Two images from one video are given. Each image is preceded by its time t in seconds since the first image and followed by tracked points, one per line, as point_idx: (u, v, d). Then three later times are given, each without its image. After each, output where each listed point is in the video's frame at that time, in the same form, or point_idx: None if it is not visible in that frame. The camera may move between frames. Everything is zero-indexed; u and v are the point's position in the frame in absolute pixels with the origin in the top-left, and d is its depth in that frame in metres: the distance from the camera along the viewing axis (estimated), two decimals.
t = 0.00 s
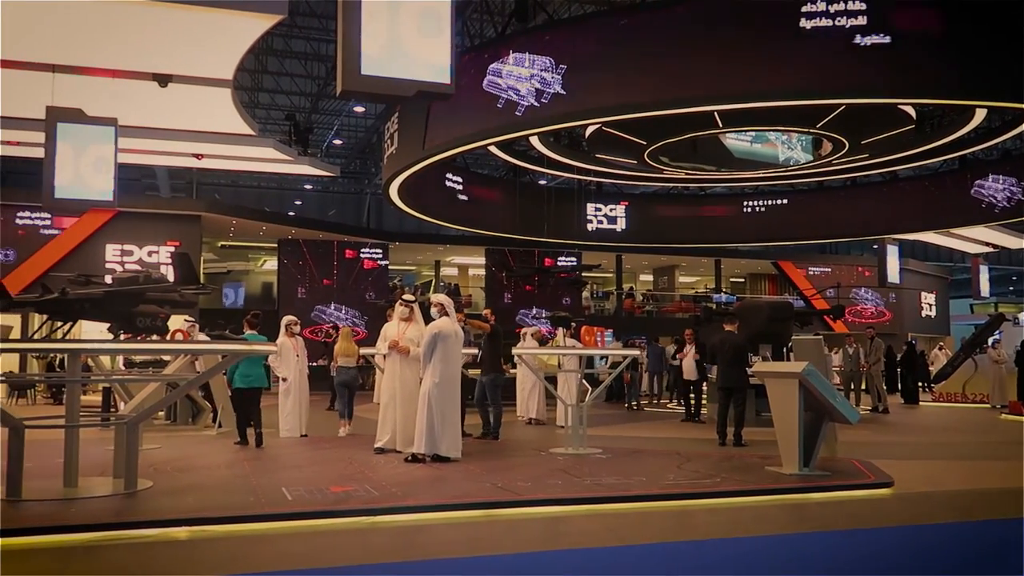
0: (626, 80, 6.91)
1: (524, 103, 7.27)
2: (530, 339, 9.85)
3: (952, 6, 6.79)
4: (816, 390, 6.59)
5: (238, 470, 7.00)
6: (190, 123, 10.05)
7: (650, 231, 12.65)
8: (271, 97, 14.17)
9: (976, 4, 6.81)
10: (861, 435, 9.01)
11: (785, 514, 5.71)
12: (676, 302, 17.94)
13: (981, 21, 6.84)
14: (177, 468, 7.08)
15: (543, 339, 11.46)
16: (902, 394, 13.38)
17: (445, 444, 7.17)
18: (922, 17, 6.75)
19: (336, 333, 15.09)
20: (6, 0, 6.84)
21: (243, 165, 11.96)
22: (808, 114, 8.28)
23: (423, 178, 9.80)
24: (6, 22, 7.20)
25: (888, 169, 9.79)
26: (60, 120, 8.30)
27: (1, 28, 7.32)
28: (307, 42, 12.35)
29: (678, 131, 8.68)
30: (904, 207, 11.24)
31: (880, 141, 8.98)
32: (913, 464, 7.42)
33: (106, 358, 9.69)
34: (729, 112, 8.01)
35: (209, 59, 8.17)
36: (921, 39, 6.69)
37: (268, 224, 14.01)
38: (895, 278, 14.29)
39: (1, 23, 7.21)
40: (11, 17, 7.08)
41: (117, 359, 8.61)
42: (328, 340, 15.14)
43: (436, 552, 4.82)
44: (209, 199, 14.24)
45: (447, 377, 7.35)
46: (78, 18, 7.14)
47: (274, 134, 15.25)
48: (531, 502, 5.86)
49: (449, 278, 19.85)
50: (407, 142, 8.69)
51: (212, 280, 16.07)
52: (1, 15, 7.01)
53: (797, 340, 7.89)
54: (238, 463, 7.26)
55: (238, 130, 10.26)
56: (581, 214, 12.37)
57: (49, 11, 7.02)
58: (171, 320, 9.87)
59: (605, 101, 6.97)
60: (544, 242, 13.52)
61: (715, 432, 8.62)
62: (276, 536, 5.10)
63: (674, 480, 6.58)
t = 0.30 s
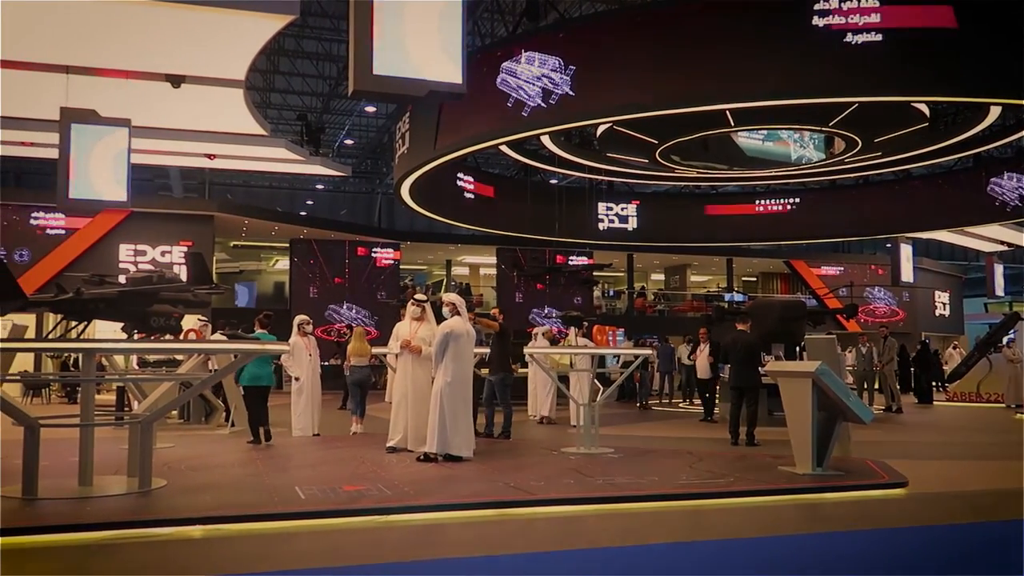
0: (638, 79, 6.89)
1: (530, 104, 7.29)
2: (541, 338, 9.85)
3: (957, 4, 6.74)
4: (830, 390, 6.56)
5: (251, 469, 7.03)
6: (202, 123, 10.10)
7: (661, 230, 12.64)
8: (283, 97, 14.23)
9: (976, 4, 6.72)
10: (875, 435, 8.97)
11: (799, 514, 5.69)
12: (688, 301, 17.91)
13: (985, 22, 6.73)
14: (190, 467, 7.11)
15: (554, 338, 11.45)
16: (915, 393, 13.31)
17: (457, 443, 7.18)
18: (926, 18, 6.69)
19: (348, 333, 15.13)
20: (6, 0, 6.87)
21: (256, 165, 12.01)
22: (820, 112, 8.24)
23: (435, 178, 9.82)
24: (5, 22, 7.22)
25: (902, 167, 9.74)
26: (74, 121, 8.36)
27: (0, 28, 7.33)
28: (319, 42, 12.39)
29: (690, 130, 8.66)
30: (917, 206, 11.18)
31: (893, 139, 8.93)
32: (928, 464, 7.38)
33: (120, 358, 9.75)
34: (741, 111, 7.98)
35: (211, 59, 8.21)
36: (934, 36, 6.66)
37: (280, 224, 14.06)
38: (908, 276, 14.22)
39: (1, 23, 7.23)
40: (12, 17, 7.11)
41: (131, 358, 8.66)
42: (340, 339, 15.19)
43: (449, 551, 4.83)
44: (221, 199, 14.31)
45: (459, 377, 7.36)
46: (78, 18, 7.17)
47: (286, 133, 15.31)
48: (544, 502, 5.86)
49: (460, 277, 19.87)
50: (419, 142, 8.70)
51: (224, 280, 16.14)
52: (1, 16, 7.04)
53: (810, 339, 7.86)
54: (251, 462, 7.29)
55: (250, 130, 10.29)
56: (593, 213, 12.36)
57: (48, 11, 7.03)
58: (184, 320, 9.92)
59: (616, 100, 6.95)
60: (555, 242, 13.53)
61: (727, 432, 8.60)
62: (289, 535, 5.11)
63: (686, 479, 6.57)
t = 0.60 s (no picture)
0: (648, 77, 6.88)
1: (536, 104, 7.36)
2: (553, 338, 9.84)
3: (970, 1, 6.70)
4: (844, 390, 6.52)
5: (264, 468, 7.04)
6: (214, 123, 10.14)
7: (673, 230, 12.62)
8: (294, 97, 14.27)
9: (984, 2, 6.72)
10: (889, 435, 8.91)
11: (812, 515, 5.67)
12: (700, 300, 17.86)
13: (992, 18, 6.70)
14: (203, 467, 7.13)
15: (565, 338, 11.44)
16: (930, 393, 13.23)
17: (469, 443, 7.19)
18: (937, 15, 6.64)
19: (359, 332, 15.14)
20: None
21: (269, 166, 12.04)
22: (833, 110, 8.20)
23: (446, 178, 9.83)
24: (6, 23, 7.23)
25: (915, 165, 9.68)
26: (87, 122, 8.40)
27: (1, 29, 7.35)
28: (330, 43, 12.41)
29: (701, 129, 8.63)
30: (930, 203, 11.11)
31: (907, 137, 8.89)
32: (943, 464, 7.34)
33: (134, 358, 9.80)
34: (752, 109, 7.95)
35: (223, 60, 8.24)
36: (948, 35, 6.62)
37: (291, 224, 14.10)
38: (922, 275, 14.15)
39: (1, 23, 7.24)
40: (13, 17, 7.13)
41: (145, 358, 8.71)
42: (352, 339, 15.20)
43: (462, 550, 4.83)
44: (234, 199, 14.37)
45: (471, 376, 7.37)
46: (77, 18, 7.19)
47: (298, 134, 15.36)
48: (557, 502, 5.85)
49: (471, 277, 19.88)
50: (430, 142, 8.71)
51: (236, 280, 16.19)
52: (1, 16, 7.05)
53: (823, 339, 7.80)
54: (264, 462, 7.31)
55: (262, 130, 10.32)
56: (604, 212, 12.35)
57: (59, 13, 7.08)
58: (197, 320, 9.97)
59: (628, 99, 6.93)
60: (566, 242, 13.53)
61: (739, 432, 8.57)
62: (302, 534, 5.13)
63: (699, 479, 6.56)
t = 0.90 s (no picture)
0: (659, 76, 6.86)
1: (543, 104, 7.38)
2: (564, 337, 9.84)
3: None
4: (858, 389, 6.49)
5: (277, 467, 7.07)
6: (226, 124, 10.18)
7: (684, 229, 12.59)
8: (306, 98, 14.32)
9: None
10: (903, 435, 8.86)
11: (825, 514, 5.65)
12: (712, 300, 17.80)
13: (1006, 14, 6.67)
14: (216, 466, 7.15)
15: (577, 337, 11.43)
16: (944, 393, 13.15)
17: (482, 442, 7.20)
18: (950, 11, 6.61)
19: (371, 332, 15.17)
20: (4, 0, 6.89)
21: (281, 166, 12.08)
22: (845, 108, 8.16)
23: (458, 178, 9.84)
24: (6, 23, 7.26)
25: (928, 164, 9.63)
26: (101, 123, 8.45)
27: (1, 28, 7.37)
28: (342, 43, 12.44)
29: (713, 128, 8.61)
30: (944, 201, 11.04)
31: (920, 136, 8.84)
32: (958, 464, 7.29)
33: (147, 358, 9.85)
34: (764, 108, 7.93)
35: (235, 61, 8.27)
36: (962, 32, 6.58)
37: (303, 224, 14.14)
38: (935, 274, 14.07)
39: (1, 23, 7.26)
40: (13, 18, 7.16)
41: (159, 358, 8.76)
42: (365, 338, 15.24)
43: (475, 550, 4.83)
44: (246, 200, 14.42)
45: (483, 376, 7.37)
46: (75, 17, 7.20)
47: (309, 134, 15.40)
48: (569, 501, 5.85)
49: (482, 277, 19.90)
50: (442, 141, 8.72)
51: (248, 280, 16.25)
52: (1, 16, 7.06)
53: (836, 338, 7.76)
54: (277, 462, 7.34)
55: (275, 131, 10.35)
56: (616, 212, 12.34)
57: (73, 15, 7.13)
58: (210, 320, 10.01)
59: (639, 98, 6.92)
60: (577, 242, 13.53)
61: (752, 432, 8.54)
62: (315, 532, 5.14)
63: (712, 479, 6.54)
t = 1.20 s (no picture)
0: (672, 75, 6.84)
1: (551, 105, 7.41)
2: (578, 337, 9.83)
3: None
4: (873, 389, 6.46)
5: (291, 467, 7.10)
6: (240, 125, 10.22)
7: (697, 228, 12.57)
8: (319, 97, 14.36)
9: None
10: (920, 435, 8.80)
11: (840, 515, 5.63)
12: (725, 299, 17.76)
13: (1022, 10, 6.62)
14: (231, 465, 7.19)
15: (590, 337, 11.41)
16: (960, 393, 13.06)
17: (496, 442, 7.20)
18: (965, 8, 6.56)
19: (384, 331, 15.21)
20: None
21: (295, 167, 12.12)
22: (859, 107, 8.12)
23: (471, 178, 9.85)
24: (6, 22, 7.30)
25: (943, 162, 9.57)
26: (116, 124, 8.50)
27: None
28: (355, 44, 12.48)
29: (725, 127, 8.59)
30: (959, 200, 10.96)
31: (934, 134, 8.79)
32: (975, 464, 7.24)
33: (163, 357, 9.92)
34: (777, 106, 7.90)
35: (249, 62, 8.31)
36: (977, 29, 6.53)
37: (317, 225, 14.20)
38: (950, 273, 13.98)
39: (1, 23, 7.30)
40: (13, 17, 7.20)
41: (174, 358, 8.81)
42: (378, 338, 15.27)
43: (489, 549, 4.84)
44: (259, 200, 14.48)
45: (496, 376, 7.37)
46: (75, 17, 7.23)
47: (322, 134, 15.47)
48: (583, 501, 5.85)
49: (494, 276, 19.91)
50: (455, 141, 8.74)
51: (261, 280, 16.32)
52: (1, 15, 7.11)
53: (851, 337, 7.72)
54: (292, 461, 7.37)
55: (288, 131, 10.39)
56: (629, 212, 12.34)
57: (90, 17, 7.19)
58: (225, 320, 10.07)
59: (651, 97, 6.90)
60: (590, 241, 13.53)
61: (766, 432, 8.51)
62: (329, 531, 5.16)
63: (726, 479, 6.52)
